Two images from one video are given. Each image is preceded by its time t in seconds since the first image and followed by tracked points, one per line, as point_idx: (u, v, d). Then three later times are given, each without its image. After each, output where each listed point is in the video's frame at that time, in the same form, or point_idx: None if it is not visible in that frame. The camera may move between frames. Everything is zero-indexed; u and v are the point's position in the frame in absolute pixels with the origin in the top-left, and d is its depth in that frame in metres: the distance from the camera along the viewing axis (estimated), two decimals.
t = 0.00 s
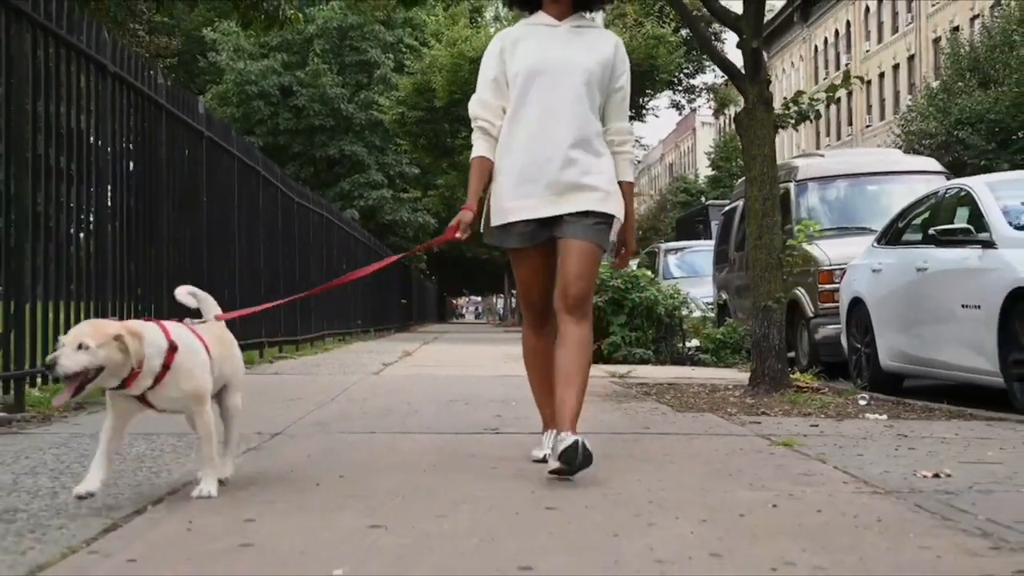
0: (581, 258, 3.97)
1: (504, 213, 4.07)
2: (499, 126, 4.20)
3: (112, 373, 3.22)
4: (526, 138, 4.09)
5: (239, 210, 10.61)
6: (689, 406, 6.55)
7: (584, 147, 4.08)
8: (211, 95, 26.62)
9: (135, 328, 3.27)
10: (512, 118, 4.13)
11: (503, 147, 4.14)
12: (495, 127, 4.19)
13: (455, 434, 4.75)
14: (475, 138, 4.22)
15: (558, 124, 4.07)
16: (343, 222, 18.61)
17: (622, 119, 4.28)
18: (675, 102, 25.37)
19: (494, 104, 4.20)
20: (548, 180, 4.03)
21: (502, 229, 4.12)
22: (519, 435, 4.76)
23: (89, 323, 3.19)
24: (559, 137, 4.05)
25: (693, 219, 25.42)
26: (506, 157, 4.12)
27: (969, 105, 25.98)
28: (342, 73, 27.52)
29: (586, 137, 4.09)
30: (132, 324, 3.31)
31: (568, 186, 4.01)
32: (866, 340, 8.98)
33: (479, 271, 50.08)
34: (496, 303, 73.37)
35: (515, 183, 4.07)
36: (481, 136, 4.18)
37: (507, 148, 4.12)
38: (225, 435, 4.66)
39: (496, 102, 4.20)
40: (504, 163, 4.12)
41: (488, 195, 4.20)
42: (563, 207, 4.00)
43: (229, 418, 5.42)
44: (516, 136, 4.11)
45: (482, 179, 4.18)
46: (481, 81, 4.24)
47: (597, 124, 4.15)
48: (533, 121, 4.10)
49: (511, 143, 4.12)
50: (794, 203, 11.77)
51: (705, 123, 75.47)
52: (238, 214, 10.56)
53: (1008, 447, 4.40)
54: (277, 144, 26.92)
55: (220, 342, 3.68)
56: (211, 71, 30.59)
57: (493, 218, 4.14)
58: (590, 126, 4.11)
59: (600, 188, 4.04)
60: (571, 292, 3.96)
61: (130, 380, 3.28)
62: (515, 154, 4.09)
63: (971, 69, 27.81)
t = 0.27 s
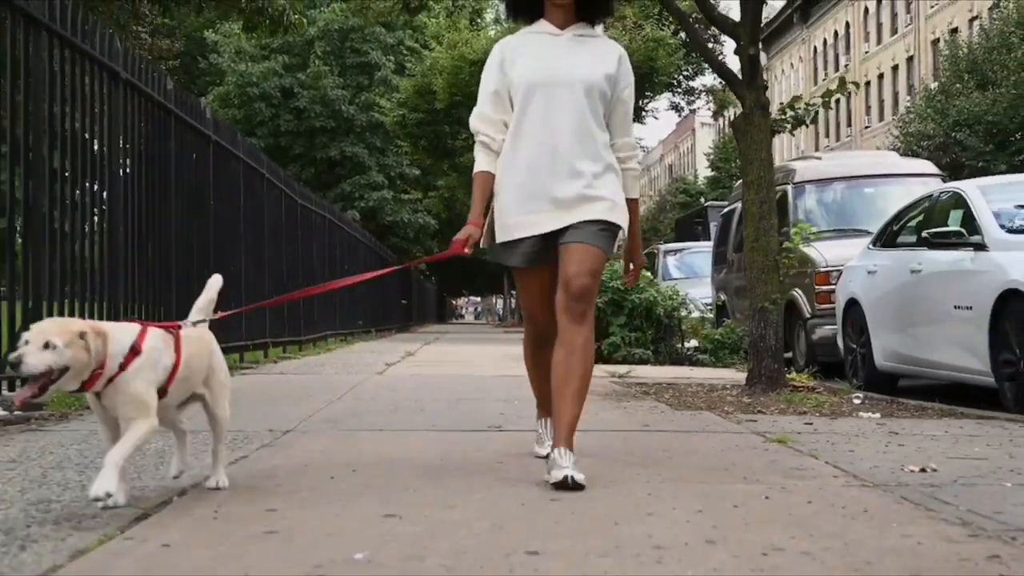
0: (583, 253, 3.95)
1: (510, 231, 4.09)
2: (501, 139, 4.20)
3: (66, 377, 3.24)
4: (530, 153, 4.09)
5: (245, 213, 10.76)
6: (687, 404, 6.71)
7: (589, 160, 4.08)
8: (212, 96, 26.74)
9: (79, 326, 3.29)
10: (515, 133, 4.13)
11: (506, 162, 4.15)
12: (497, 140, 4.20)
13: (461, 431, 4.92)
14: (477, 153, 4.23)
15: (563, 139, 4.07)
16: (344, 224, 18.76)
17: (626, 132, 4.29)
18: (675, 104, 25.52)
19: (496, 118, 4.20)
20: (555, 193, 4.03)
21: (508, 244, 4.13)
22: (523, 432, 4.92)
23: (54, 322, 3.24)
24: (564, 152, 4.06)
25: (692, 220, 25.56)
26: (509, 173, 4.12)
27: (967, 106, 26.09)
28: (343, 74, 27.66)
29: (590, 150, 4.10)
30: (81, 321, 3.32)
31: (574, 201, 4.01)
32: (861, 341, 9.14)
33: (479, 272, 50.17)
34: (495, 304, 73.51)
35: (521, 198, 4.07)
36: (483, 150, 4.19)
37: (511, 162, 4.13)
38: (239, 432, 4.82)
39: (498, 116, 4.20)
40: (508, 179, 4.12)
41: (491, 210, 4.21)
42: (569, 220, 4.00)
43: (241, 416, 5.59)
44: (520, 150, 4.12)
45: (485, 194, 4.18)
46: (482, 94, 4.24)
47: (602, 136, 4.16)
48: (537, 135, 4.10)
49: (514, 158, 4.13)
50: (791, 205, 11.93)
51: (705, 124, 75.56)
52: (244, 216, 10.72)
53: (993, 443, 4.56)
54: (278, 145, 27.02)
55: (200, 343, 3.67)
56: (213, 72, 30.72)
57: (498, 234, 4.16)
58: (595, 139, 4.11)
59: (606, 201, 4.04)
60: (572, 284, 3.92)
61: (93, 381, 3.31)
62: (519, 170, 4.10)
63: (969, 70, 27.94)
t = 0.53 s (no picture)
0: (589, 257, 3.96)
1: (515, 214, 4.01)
2: (508, 123, 4.12)
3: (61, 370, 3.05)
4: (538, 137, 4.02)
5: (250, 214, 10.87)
6: (687, 403, 6.83)
7: (599, 144, 4.02)
8: (214, 97, 26.82)
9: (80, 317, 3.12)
10: (523, 116, 4.06)
11: (513, 146, 4.08)
12: (504, 123, 4.11)
13: (467, 429, 5.03)
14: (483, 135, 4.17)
15: (572, 124, 4.00)
16: (347, 224, 18.86)
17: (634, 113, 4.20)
18: (675, 104, 25.62)
19: (502, 100, 4.12)
20: (565, 179, 3.96)
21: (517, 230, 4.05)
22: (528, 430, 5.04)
23: (58, 311, 3.06)
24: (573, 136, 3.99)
25: (692, 220, 25.67)
26: (518, 158, 4.05)
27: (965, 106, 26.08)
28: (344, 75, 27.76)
29: (598, 133, 4.03)
30: (75, 312, 3.16)
31: (585, 185, 3.94)
32: (859, 341, 9.26)
33: (480, 272, 50.27)
34: (495, 304, 73.61)
35: (530, 183, 3.99)
36: (490, 134, 4.10)
37: (520, 146, 4.05)
38: (250, 430, 4.93)
39: (503, 98, 4.12)
40: (517, 164, 4.04)
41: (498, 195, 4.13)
42: (581, 207, 3.94)
43: (250, 415, 5.70)
44: (528, 134, 4.04)
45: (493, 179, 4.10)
46: (488, 76, 4.16)
47: (611, 118, 4.08)
48: (546, 118, 4.02)
49: (523, 142, 4.05)
50: (790, 206, 12.03)
51: (705, 124, 75.63)
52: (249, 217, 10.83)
53: (986, 441, 4.68)
54: (280, 146, 27.09)
55: (188, 347, 3.54)
56: (214, 72, 30.81)
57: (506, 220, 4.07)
58: (603, 124, 4.04)
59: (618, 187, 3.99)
60: (577, 292, 3.94)
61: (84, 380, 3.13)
62: (527, 154, 4.03)
63: (968, 71, 28.01)
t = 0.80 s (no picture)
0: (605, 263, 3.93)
1: (524, 203, 3.76)
2: (518, 109, 3.88)
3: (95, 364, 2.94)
4: (553, 123, 3.80)
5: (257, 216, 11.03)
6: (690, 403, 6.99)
7: (612, 134, 3.84)
8: (217, 99, 26.93)
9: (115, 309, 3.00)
10: (534, 103, 3.84)
11: (524, 132, 3.84)
12: (514, 109, 3.88)
13: (478, 428, 5.18)
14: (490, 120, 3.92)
15: (586, 112, 3.81)
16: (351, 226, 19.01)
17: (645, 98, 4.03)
18: (675, 106, 25.78)
19: (513, 84, 3.88)
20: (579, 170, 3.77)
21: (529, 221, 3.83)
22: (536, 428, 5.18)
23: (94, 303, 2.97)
24: (589, 125, 3.80)
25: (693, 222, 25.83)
26: (529, 145, 3.81)
27: (964, 109, 26.21)
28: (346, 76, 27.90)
29: (613, 122, 3.86)
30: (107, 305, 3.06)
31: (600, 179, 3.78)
32: (858, 341, 9.42)
33: (481, 272, 50.43)
34: (495, 304, 73.81)
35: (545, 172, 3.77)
36: (499, 119, 3.86)
37: (532, 134, 3.82)
38: (266, 428, 5.08)
39: (514, 83, 3.88)
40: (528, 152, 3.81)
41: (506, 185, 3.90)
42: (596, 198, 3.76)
43: (265, 414, 5.85)
44: (540, 121, 3.82)
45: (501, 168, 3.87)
46: (496, 58, 3.91)
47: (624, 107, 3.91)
48: (559, 105, 3.82)
49: (535, 129, 3.82)
50: (790, 208, 12.18)
51: (704, 125, 75.81)
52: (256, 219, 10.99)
53: (980, 439, 4.83)
54: (282, 147, 27.11)
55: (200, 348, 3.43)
56: (216, 74, 30.92)
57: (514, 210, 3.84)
58: (618, 111, 3.88)
59: (629, 179, 3.84)
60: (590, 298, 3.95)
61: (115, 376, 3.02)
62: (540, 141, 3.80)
63: (967, 73, 28.14)
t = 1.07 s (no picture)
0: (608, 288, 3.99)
1: (531, 222, 3.71)
2: (528, 128, 3.85)
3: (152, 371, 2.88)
4: (562, 141, 3.76)
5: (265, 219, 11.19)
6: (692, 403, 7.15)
7: (621, 154, 3.79)
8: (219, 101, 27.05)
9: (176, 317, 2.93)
10: (543, 121, 3.80)
11: (533, 151, 3.81)
12: (523, 128, 3.85)
13: (487, 428, 5.33)
14: (500, 138, 3.89)
15: (595, 130, 3.77)
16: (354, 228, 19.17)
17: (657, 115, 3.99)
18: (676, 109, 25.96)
19: (523, 102, 3.85)
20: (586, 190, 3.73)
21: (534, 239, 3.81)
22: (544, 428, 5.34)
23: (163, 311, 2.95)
24: (600, 144, 3.76)
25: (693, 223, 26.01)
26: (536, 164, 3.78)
27: (964, 111, 26.41)
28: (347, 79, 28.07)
29: (624, 140, 3.82)
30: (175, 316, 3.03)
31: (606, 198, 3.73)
32: (857, 343, 9.58)
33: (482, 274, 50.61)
34: (495, 305, 73.96)
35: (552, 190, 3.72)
36: (508, 140, 3.86)
37: (540, 151, 3.78)
38: (284, 427, 5.23)
39: (524, 101, 3.85)
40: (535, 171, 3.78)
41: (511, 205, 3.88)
42: (604, 219, 3.72)
43: (280, 415, 6.00)
44: (549, 139, 3.78)
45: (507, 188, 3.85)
46: (506, 75, 3.87)
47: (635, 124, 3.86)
48: (568, 123, 3.78)
49: (542, 147, 3.79)
50: (790, 211, 12.32)
51: (704, 126, 76.03)
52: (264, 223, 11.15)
53: (975, 437, 4.99)
54: (284, 149, 27.29)
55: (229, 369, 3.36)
56: (218, 76, 31.06)
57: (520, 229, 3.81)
58: (629, 130, 3.83)
59: (637, 201, 3.81)
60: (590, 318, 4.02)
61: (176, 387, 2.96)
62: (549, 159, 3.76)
63: (966, 75, 28.28)
